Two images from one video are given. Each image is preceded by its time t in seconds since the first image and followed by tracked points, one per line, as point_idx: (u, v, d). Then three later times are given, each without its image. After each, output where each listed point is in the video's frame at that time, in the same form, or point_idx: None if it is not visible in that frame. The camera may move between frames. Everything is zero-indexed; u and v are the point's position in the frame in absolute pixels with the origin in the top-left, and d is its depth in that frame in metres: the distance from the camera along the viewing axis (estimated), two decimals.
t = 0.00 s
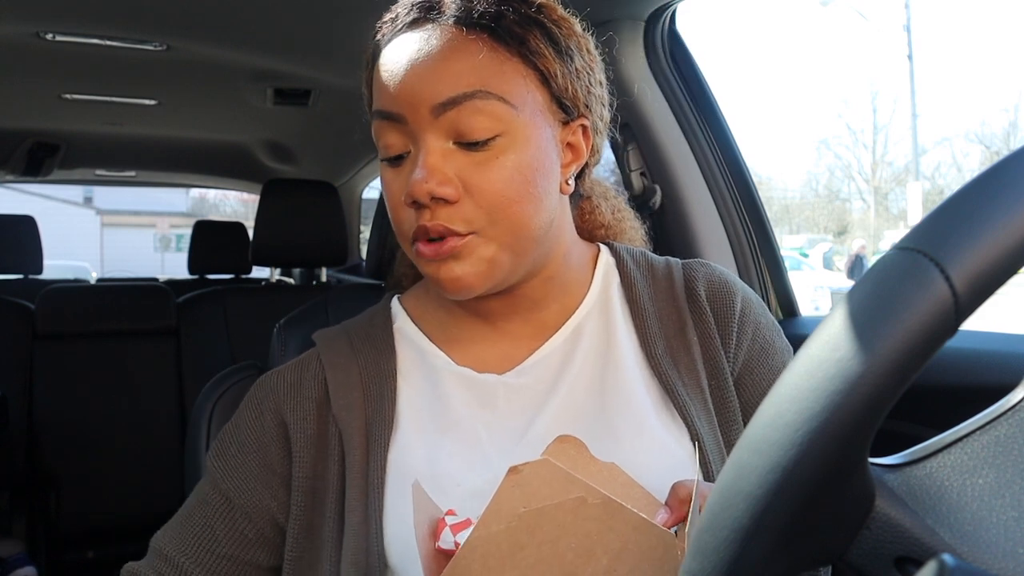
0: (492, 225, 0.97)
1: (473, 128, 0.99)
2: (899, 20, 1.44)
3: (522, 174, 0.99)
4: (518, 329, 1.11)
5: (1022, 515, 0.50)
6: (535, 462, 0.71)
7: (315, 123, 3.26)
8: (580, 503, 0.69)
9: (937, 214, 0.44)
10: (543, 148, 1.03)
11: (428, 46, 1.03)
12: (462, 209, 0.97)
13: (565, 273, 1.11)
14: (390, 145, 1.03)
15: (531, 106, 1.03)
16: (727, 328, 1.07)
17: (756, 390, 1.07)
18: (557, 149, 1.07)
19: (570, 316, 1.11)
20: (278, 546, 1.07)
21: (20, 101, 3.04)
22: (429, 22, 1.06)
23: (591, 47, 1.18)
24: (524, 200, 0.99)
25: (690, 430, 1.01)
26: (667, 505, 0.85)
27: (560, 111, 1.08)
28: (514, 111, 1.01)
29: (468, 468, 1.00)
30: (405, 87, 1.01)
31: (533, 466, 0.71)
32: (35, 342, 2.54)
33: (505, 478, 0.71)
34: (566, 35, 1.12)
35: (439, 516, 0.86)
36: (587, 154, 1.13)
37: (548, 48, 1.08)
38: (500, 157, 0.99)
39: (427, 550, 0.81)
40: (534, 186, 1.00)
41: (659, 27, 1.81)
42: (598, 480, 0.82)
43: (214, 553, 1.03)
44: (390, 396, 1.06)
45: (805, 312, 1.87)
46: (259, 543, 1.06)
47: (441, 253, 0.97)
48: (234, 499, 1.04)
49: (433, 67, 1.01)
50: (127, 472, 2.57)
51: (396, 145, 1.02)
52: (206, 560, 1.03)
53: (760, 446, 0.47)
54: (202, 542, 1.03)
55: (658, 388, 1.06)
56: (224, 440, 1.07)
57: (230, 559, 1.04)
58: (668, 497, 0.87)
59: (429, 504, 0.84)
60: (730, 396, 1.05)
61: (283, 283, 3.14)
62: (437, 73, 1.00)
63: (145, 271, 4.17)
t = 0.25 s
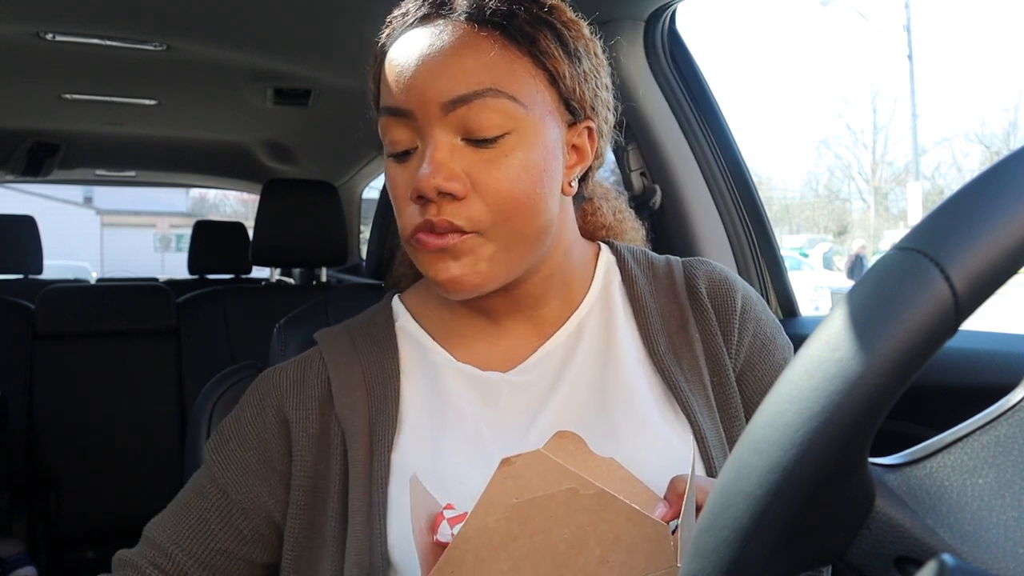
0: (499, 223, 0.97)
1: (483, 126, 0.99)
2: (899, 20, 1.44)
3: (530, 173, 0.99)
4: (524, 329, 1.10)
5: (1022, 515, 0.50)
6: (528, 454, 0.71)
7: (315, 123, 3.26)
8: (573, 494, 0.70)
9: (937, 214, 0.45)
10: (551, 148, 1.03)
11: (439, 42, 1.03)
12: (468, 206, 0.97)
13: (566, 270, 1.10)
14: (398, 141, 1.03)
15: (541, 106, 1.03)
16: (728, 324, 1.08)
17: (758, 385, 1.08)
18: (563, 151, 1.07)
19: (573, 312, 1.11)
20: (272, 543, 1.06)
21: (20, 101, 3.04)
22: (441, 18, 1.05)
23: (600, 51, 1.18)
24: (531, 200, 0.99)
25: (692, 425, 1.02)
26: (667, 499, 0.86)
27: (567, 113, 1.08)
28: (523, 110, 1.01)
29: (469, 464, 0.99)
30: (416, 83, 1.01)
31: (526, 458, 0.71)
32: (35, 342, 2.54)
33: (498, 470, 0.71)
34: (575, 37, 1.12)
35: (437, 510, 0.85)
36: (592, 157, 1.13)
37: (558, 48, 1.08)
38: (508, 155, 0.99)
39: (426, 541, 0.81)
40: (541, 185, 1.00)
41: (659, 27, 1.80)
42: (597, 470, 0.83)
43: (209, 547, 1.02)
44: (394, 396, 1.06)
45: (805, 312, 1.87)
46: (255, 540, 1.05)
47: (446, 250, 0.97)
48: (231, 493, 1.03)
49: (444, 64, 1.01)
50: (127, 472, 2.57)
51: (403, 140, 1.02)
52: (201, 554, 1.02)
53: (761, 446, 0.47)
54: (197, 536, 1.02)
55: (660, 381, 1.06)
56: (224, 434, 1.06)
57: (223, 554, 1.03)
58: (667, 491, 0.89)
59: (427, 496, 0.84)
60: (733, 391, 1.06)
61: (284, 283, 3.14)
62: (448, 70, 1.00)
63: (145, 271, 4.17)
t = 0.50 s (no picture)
0: (510, 221, 0.97)
1: (495, 124, 0.99)
2: (899, 20, 1.43)
3: (541, 171, 0.99)
4: (536, 325, 1.10)
5: (1022, 515, 0.50)
6: (542, 441, 0.71)
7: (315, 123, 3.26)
8: (585, 482, 0.70)
9: (937, 214, 0.44)
10: (563, 149, 1.03)
11: (454, 42, 1.03)
12: (480, 203, 0.97)
13: (579, 270, 1.10)
14: (412, 139, 1.03)
15: (553, 105, 1.04)
16: (741, 328, 1.09)
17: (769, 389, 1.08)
18: (575, 150, 1.07)
19: (583, 308, 1.12)
20: (266, 512, 1.05)
21: (20, 100, 3.04)
22: (456, 17, 1.06)
23: (614, 53, 1.18)
24: (543, 198, 0.99)
25: (701, 422, 1.02)
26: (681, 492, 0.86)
27: (580, 113, 1.08)
28: (536, 109, 1.01)
29: (479, 454, 1.00)
30: (430, 82, 1.01)
31: (539, 446, 0.71)
32: (35, 342, 2.54)
33: (510, 456, 0.71)
34: (589, 39, 1.12)
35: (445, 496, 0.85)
36: (605, 158, 1.13)
37: (570, 49, 1.08)
38: (520, 153, 0.99)
39: (437, 531, 0.79)
40: (553, 184, 1.00)
41: (659, 26, 1.79)
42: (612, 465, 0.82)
43: (206, 506, 1.00)
44: (404, 376, 1.06)
45: (805, 313, 1.86)
46: (249, 509, 1.04)
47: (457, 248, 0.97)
48: (233, 455, 1.02)
49: (459, 63, 1.01)
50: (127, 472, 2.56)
51: (417, 138, 1.02)
52: (196, 513, 0.99)
53: (761, 446, 0.47)
54: (194, 491, 0.99)
55: (670, 379, 1.07)
56: (229, 401, 1.06)
57: (217, 514, 1.01)
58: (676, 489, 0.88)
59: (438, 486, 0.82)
60: (741, 392, 1.06)
61: (284, 283, 3.14)
62: (462, 68, 1.01)
63: (145, 271, 4.17)
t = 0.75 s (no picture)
0: (532, 221, 0.98)
1: (518, 124, 0.99)
2: (899, 20, 1.43)
3: (563, 172, 0.99)
4: (554, 322, 1.11)
5: (1022, 515, 0.50)
6: (567, 419, 0.72)
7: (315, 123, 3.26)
8: (608, 459, 0.71)
9: (937, 214, 0.44)
10: (584, 149, 1.03)
11: (478, 43, 1.03)
12: (503, 202, 0.97)
13: (597, 266, 1.11)
14: (435, 139, 1.03)
15: (575, 106, 1.04)
16: (755, 328, 1.09)
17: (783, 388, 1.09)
18: (596, 151, 1.07)
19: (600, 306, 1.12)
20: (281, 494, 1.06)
21: (20, 101, 3.04)
22: (479, 20, 1.06)
23: (634, 55, 1.19)
24: (564, 198, 0.99)
25: (718, 418, 1.02)
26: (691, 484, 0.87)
27: (600, 114, 1.08)
28: (558, 110, 1.02)
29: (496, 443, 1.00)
30: (454, 82, 1.01)
31: (563, 423, 0.72)
32: (35, 342, 2.54)
33: (535, 432, 0.71)
34: (609, 41, 1.13)
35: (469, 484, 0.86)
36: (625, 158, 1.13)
37: (591, 51, 1.08)
38: (542, 153, 0.99)
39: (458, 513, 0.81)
40: (573, 184, 1.00)
41: (659, 26, 1.78)
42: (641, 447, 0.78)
43: (220, 485, 1.00)
44: (422, 362, 1.06)
45: (805, 312, 1.86)
46: (263, 492, 1.04)
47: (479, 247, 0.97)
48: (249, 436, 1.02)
49: (482, 65, 1.01)
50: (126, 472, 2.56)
51: (440, 138, 1.03)
52: (213, 492, 0.99)
53: (761, 446, 0.47)
54: (209, 469, 1.00)
55: (687, 377, 1.07)
56: (247, 384, 1.06)
57: (233, 494, 1.01)
58: (692, 478, 0.88)
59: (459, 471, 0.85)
60: (756, 389, 1.06)
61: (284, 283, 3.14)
62: (486, 69, 1.01)
63: (145, 271, 4.17)
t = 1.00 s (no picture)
0: (549, 216, 0.99)
1: (536, 120, 1.00)
2: (899, 20, 1.43)
3: (580, 168, 1.01)
4: (565, 321, 1.13)
5: (1022, 515, 0.50)
6: (572, 419, 0.72)
7: (315, 123, 3.26)
8: (613, 460, 0.71)
9: (937, 214, 0.44)
10: (602, 146, 1.04)
11: (499, 40, 1.05)
12: (521, 197, 0.98)
13: (609, 271, 1.13)
14: (454, 134, 1.05)
15: (592, 104, 1.05)
16: (765, 332, 1.11)
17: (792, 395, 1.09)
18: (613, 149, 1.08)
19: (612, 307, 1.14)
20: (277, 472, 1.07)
21: (20, 100, 3.04)
22: (499, 17, 1.09)
23: (650, 54, 1.20)
24: (580, 193, 1.00)
25: (725, 420, 1.03)
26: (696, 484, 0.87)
27: (617, 112, 1.10)
28: (576, 106, 1.03)
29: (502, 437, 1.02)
30: (474, 79, 1.03)
31: (569, 423, 0.72)
32: (35, 342, 2.54)
33: (541, 431, 0.72)
34: (626, 40, 1.15)
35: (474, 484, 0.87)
36: (640, 158, 1.15)
37: (610, 49, 1.10)
38: (560, 149, 1.00)
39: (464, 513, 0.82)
40: (590, 181, 1.01)
41: (660, 26, 1.79)
42: (648, 448, 0.78)
43: (217, 450, 1.00)
44: (428, 358, 1.09)
45: (806, 312, 1.86)
46: (252, 466, 1.04)
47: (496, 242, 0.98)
48: (251, 407, 1.04)
49: (501, 61, 1.03)
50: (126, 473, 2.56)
51: (459, 134, 1.04)
52: (207, 455, 0.99)
53: (760, 446, 0.47)
54: (208, 432, 1.01)
55: (694, 378, 1.08)
56: (253, 359, 1.08)
57: (227, 460, 1.01)
58: (698, 480, 0.87)
59: (466, 470, 0.85)
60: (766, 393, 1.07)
61: (284, 283, 3.14)
62: (505, 66, 1.02)
63: (145, 271, 4.17)
